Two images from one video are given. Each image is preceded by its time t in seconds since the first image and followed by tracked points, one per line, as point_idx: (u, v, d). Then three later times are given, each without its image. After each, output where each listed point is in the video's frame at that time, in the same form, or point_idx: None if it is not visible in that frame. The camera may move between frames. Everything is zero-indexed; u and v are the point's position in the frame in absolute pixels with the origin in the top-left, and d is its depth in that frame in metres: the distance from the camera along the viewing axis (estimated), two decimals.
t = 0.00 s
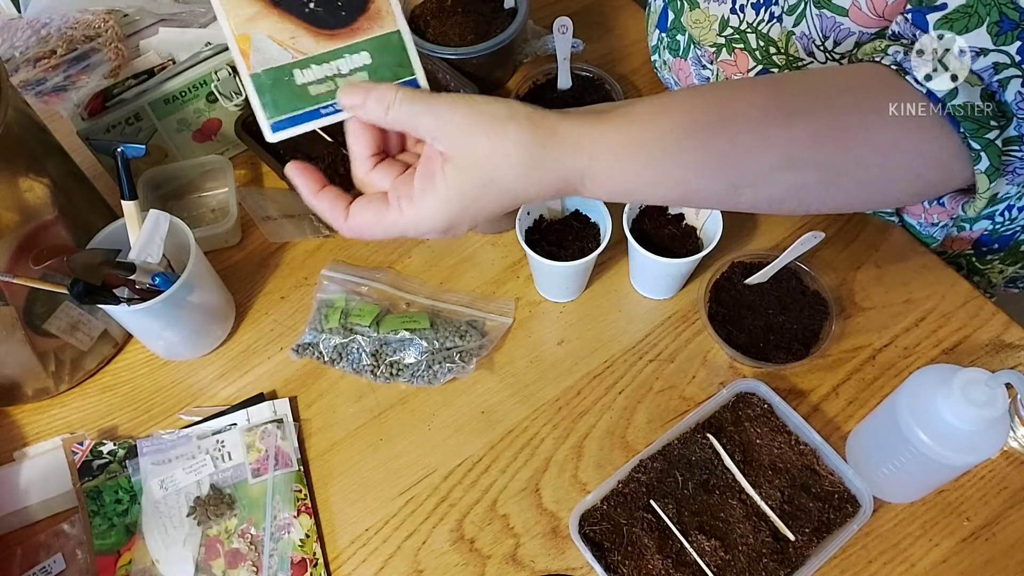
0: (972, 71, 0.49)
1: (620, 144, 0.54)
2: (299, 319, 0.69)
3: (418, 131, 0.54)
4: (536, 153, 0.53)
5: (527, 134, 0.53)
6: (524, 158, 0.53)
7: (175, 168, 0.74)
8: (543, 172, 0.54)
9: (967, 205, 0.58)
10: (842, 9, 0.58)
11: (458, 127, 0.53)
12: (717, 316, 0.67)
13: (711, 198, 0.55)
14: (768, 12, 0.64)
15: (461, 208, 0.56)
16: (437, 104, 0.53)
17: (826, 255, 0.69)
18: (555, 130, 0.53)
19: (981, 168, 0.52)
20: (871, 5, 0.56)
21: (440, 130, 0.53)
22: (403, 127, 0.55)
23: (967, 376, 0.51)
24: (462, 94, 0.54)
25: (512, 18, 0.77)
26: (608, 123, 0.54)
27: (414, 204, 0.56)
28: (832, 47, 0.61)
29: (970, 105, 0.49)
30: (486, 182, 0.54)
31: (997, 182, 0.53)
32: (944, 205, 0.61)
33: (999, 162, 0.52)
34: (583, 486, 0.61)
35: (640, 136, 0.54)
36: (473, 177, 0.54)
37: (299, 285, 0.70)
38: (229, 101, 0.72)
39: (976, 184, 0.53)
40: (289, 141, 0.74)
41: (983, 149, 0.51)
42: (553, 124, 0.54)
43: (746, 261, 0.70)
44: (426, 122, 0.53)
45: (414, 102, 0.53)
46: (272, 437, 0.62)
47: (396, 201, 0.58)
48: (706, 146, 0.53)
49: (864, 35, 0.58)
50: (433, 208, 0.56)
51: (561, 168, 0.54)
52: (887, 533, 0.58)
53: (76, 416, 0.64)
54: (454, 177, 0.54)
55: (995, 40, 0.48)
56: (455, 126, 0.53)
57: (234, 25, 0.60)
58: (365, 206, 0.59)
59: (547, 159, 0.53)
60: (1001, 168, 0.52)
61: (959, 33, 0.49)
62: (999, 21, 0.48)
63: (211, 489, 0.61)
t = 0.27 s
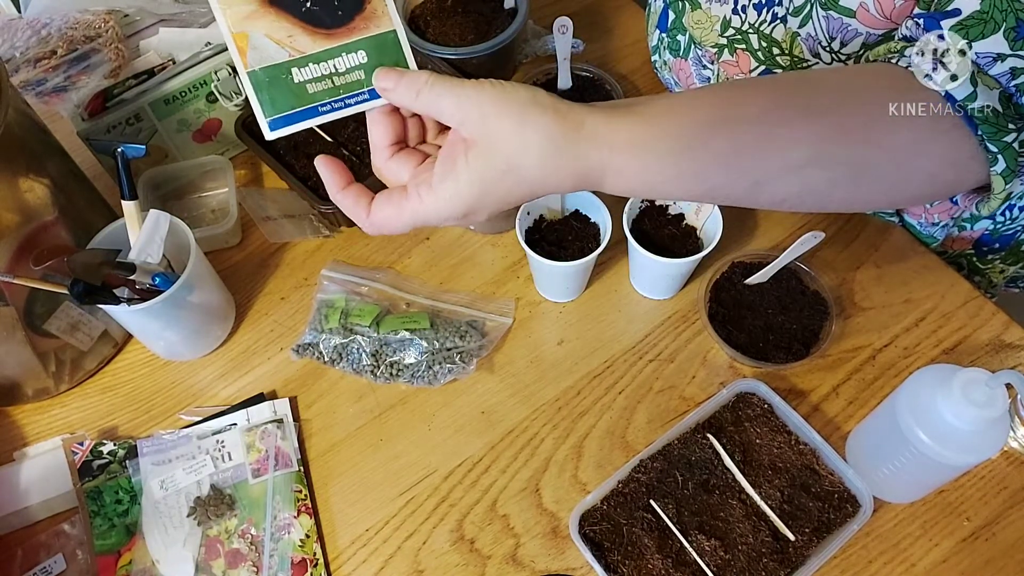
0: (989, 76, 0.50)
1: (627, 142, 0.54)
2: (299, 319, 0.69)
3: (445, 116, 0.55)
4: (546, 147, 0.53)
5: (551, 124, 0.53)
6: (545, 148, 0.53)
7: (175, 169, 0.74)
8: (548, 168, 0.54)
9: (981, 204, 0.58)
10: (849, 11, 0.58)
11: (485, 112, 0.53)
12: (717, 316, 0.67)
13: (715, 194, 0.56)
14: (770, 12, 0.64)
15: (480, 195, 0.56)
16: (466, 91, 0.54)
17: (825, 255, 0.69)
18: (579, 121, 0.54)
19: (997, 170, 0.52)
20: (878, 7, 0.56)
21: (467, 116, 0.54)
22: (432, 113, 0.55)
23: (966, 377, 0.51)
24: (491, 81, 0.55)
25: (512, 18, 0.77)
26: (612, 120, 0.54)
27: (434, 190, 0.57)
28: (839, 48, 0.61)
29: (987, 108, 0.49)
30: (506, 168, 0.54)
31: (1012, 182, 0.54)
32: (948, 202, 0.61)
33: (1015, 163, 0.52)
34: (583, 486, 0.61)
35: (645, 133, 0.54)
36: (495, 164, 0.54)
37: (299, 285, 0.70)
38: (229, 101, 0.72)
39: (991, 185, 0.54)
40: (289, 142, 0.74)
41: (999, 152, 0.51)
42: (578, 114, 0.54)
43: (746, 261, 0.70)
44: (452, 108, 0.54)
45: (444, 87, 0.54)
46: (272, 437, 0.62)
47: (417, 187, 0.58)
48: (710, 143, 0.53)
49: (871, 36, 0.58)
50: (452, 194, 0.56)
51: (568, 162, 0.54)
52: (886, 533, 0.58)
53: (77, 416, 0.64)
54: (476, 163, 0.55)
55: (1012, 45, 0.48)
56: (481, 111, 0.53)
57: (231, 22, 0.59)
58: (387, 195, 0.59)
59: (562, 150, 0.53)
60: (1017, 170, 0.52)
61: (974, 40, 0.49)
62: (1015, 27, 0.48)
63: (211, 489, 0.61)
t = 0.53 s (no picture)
0: (989, 74, 0.49)
1: (629, 143, 0.54)
2: (299, 319, 0.69)
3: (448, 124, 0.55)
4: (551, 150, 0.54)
5: (554, 127, 0.53)
6: (549, 151, 0.53)
7: (175, 168, 0.74)
8: (551, 170, 0.54)
9: (982, 202, 0.58)
10: (851, 9, 0.58)
11: (489, 120, 0.53)
12: (718, 316, 0.67)
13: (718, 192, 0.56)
14: (771, 11, 0.64)
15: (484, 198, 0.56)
16: (469, 98, 0.53)
17: (825, 255, 0.69)
18: (583, 124, 0.54)
19: (997, 169, 0.52)
20: (879, 5, 0.56)
21: (471, 122, 0.54)
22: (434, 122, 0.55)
23: (966, 377, 0.51)
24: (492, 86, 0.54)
25: (513, 18, 0.77)
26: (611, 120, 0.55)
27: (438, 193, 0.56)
28: (840, 46, 0.61)
29: (987, 107, 0.49)
30: (511, 173, 0.54)
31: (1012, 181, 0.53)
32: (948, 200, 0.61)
33: (1015, 161, 0.51)
34: (583, 486, 0.61)
35: (648, 131, 0.54)
36: (500, 168, 0.54)
37: (299, 285, 0.70)
38: (229, 101, 0.72)
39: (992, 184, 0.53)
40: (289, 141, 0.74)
41: (999, 151, 0.51)
42: (580, 117, 0.54)
43: (746, 261, 0.70)
44: (457, 115, 0.54)
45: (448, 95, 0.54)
46: (272, 437, 0.62)
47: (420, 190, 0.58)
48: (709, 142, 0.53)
49: (872, 35, 0.58)
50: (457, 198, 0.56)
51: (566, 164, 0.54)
52: (886, 533, 0.58)
53: (77, 416, 0.64)
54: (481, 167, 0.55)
55: (1012, 44, 0.48)
56: (486, 118, 0.53)
57: (235, 18, 0.61)
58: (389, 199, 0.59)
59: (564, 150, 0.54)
60: (1016, 169, 0.52)
61: (974, 39, 0.49)
62: (1016, 26, 0.48)
63: (211, 489, 0.61)
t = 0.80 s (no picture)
0: (984, 69, 0.49)
1: (626, 143, 0.54)
2: (299, 319, 0.69)
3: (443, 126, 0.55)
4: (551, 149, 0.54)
5: (550, 129, 0.53)
6: (547, 153, 0.54)
7: (174, 169, 0.74)
8: (550, 170, 0.55)
9: (977, 198, 0.58)
10: (848, 6, 0.57)
11: (483, 122, 0.54)
12: (717, 316, 0.67)
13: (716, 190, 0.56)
14: (770, 10, 0.64)
15: (483, 202, 0.57)
16: (463, 100, 0.54)
17: (825, 254, 0.69)
18: (576, 124, 0.54)
19: (992, 164, 0.51)
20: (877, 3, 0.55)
21: (466, 124, 0.54)
22: (429, 124, 0.55)
23: (967, 377, 0.51)
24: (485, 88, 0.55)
25: (512, 18, 0.77)
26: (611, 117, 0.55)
27: (436, 199, 0.57)
28: (838, 44, 0.61)
29: (981, 102, 0.49)
30: (508, 175, 0.55)
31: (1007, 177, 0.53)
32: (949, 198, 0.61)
33: (1010, 157, 0.51)
34: (583, 486, 0.61)
35: (649, 129, 0.54)
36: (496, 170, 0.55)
37: (299, 285, 0.70)
38: (229, 101, 0.72)
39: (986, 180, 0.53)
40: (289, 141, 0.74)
41: (994, 146, 0.50)
42: (573, 117, 0.54)
43: (745, 261, 0.70)
44: (453, 117, 0.54)
45: (441, 97, 0.54)
46: (272, 437, 0.62)
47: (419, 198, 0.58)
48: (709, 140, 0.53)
49: (870, 32, 0.58)
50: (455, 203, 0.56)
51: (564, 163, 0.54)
52: (886, 532, 0.58)
53: (77, 416, 0.64)
54: (478, 170, 0.55)
55: (1008, 39, 0.47)
56: (481, 119, 0.54)
57: (253, 24, 0.61)
58: (388, 207, 0.59)
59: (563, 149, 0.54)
60: (1012, 164, 0.52)
61: (970, 33, 0.48)
62: (1011, 21, 0.47)
63: (211, 489, 0.61)
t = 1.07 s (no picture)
0: (988, 66, 0.49)
1: (630, 141, 0.54)
2: (299, 319, 0.69)
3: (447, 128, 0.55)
4: (552, 151, 0.54)
5: (556, 128, 0.54)
6: (553, 153, 0.54)
7: (174, 169, 0.74)
8: (555, 169, 0.55)
9: (982, 195, 0.57)
10: (851, 4, 0.58)
11: (489, 124, 0.54)
12: (717, 316, 0.67)
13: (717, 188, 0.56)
14: (771, 9, 0.64)
15: (488, 203, 0.57)
16: (467, 101, 0.54)
17: (826, 255, 0.69)
18: (583, 124, 0.54)
19: (997, 161, 0.51)
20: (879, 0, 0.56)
21: (471, 125, 0.54)
22: (434, 126, 0.55)
23: (967, 377, 0.51)
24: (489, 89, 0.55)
25: (513, 18, 0.77)
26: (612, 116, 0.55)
27: (442, 202, 0.57)
28: (841, 42, 0.61)
29: (986, 99, 0.49)
30: (514, 177, 0.55)
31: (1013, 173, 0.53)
32: (951, 196, 0.61)
33: (1015, 154, 0.51)
34: (583, 486, 0.61)
35: (651, 128, 0.54)
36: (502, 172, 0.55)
37: (299, 285, 0.70)
38: (228, 101, 0.72)
39: (991, 177, 0.53)
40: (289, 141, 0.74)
41: (999, 143, 0.50)
42: (580, 116, 0.55)
43: (746, 261, 0.70)
44: (458, 119, 0.54)
45: (446, 98, 0.54)
46: (272, 437, 0.62)
47: (424, 199, 0.58)
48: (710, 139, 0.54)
49: (873, 30, 0.58)
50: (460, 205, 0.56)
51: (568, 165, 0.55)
52: (886, 533, 0.58)
53: (77, 416, 0.64)
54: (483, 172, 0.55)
55: (1011, 36, 0.48)
56: (487, 121, 0.54)
57: (256, 30, 0.62)
58: (392, 208, 0.59)
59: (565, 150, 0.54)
60: (1017, 161, 0.52)
61: (973, 31, 0.49)
62: (1014, 18, 0.48)
63: (211, 489, 0.61)
